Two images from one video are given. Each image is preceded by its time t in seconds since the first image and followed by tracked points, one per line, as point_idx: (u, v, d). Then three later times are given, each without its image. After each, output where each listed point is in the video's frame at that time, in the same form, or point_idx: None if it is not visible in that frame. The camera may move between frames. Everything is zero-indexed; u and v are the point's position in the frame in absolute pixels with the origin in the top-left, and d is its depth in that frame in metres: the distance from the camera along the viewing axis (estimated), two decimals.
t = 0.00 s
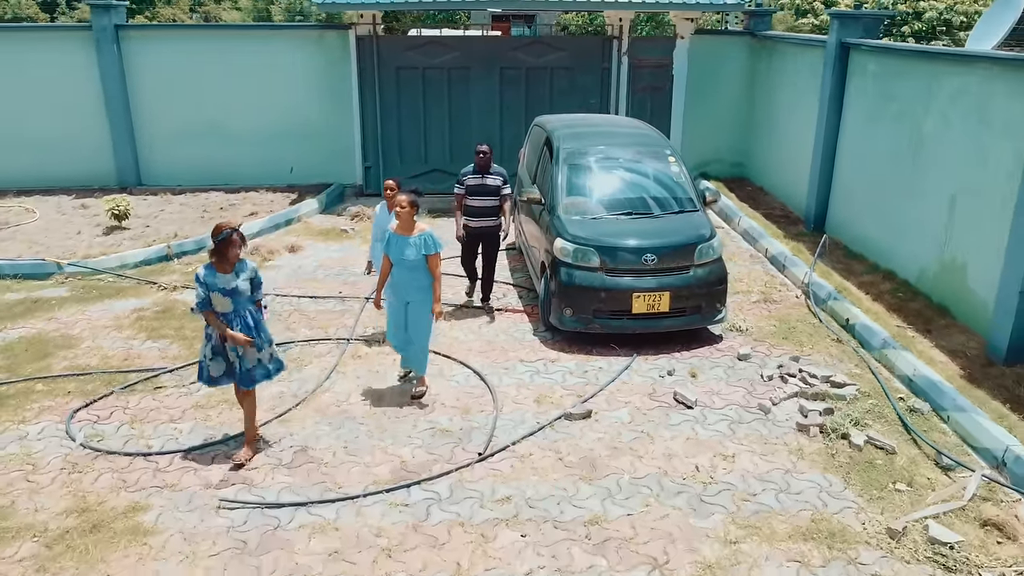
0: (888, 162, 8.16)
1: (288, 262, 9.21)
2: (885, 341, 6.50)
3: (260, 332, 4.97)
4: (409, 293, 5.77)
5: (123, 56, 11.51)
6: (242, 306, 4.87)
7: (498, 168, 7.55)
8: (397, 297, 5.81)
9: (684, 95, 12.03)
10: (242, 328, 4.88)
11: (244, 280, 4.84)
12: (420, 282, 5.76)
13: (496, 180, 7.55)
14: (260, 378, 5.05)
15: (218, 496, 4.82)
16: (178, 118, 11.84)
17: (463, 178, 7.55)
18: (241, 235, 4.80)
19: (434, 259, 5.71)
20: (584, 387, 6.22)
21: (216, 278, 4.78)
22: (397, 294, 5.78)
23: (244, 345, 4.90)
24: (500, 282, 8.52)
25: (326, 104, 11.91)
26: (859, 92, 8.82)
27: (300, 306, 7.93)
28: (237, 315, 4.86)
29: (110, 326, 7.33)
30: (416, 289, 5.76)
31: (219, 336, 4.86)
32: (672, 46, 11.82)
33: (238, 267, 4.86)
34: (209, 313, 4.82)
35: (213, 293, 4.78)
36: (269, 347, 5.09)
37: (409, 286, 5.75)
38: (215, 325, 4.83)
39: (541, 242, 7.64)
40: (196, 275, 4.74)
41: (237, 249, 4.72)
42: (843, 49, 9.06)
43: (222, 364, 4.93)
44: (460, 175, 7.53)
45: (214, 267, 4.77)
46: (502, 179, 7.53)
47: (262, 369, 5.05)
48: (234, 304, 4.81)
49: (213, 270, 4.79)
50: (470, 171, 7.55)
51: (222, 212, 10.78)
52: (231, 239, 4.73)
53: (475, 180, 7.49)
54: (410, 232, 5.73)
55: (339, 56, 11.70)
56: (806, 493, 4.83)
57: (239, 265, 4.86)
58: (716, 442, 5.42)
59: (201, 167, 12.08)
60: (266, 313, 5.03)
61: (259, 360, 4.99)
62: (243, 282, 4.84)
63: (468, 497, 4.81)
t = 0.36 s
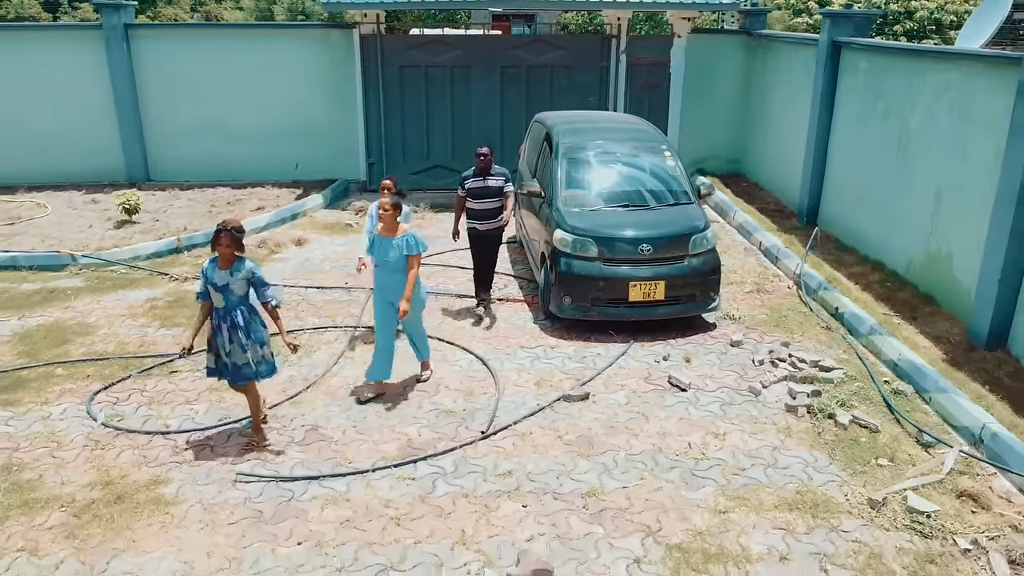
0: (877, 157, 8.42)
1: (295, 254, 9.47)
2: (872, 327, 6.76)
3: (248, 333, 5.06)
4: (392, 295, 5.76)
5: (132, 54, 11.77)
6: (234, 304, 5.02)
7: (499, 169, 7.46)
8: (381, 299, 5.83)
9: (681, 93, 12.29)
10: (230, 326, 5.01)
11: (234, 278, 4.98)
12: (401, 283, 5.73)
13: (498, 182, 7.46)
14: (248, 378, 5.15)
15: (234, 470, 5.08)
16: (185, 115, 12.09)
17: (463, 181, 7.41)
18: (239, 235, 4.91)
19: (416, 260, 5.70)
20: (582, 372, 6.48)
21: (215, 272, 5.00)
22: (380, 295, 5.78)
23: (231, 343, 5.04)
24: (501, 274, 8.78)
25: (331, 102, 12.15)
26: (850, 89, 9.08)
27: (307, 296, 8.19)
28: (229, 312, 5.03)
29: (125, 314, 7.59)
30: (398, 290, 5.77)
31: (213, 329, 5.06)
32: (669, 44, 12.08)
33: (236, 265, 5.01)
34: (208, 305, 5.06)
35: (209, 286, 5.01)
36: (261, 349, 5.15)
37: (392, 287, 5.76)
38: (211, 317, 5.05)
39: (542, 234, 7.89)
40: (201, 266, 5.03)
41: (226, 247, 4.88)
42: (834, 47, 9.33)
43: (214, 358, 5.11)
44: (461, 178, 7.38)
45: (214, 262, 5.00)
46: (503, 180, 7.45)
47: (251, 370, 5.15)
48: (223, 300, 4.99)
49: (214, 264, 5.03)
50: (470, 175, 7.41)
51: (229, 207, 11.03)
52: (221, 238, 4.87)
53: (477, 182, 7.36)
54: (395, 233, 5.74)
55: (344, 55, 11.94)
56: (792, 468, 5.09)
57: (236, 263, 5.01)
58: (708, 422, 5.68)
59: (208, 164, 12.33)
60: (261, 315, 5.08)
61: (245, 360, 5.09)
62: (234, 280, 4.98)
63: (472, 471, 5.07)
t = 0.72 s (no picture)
0: (869, 151, 8.70)
1: (303, 247, 9.74)
2: (861, 315, 7.03)
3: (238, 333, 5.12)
4: (378, 287, 5.81)
5: (142, 53, 12.04)
6: (223, 305, 5.06)
7: (500, 170, 7.41)
8: (364, 291, 5.87)
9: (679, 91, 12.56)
10: (220, 326, 5.08)
11: (221, 281, 4.99)
12: (388, 275, 5.81)
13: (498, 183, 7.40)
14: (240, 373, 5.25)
15: (252, 447, 5.35)
16: (194, 112, 12.36)
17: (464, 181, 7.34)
18: (225, 234, 4.95)
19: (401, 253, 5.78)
20: (583, 357, 6.75)
21: (204, 273, 5.04)
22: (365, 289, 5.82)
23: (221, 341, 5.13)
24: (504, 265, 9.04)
25: (337, 99, 12.40)
26: (842, 86, 9.36)
27: (317, 286, 8.46)
28: (219, 312, 5.08)
29: (142, 303, 7.86)
30: (383, 283, 5.82)
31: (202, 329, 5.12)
32: (667, 43, 12.35)
33: (223, 266, 5.02)
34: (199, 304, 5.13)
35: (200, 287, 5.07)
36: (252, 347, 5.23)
37: (377, 280, 5.81)
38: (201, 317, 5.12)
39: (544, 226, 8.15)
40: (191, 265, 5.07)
41: (211, 248, 4.90)
42: (828, 46, 9.60)
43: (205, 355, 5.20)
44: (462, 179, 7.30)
45: (204, 264, 5.04)
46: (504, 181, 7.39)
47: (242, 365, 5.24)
48: (212, 302, 5.03)
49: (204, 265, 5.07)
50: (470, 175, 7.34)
51: (238, 202, 11.29)
52: (206, 241, 4.89)
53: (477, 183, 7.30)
54: (380, 228, 5.82)
55: (349, 54, 12.18)
56: (783, 445, 5.36)
57: (224, 264, 5.02)
58: (703, 403, 5.95)
59: (216, 160, 12.59)
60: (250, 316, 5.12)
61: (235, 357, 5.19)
62: (221, 282, 5.00)
63: (479, 448, 5.34)
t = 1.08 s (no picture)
0: (863, 148, 8.95)
1: (312, 241, 9.99)
2: (854, 304, 7.29)
3: (223, 326, 5.22)
4: (369, 290, 5.83)
5: (153, 52, 12.28)
6: (209, 298, 5.16)
7: (512, 178, 7.13)
8: (356, 293, 5.88)
9: (679, 89, 12.81)
10: (206, 319, 5.18)
11: (208, 273, 5.10)
12: (380, 277, 5.83)
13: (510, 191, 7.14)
14: (220, 370, 5.30)
15: (271, 427, 5.61)
16: (204, 110, 12.60)
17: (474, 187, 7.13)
18: (210, 227, 5.06)
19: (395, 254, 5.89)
20: (586, 344, 7.00)
21: (190, 267, 5.14)
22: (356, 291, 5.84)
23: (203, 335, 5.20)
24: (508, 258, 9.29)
25: (342, 97, 12.64)
26: (837, 84, 9.61)
27: (327, 278, 8.71)
28: (205, 305, 5.19)
29: (157, 294, 8.11)
30: (375, 286, 5.83)
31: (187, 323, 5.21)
32: (667, 42, 12.61)
33: (210, 259, 5.14)
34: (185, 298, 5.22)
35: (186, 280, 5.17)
36: (233, 343, 5.29)
37: (369, 283, 5.81)
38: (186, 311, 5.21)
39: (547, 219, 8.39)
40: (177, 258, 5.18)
41: (197, 241, 5.01)
42: (823, 45, 9.86)
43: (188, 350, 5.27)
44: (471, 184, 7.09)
45: (190, 257, 5.14)
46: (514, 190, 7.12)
47: (222, 362, 5.29)
48: (198, 295, 5.13)
49: (190, 259, 5.16)
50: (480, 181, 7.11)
51: (247, 197, 11.54)
52: (192, 232, 5.01)
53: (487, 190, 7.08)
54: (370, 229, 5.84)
55: (355, 53, 12.41)
56: (778, 425, 5.61)
57: (210, 257, 5.14)
58: (701, 387, 6.20)
59: (225, 157, 12.83)
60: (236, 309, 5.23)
61: (215, 353, 5.25)
62: (210, 275, 5.11)
63: (487, 428, 5.59)
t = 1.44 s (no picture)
0: (862, 144, 9.14)
1: (322, 236, 10.18)
2: (854, 296, 7.48)
3: (232, 330, 5.20)
4: (369, 288, 5.81)
5: (163, 51, 12.47)
6: (218, 302, 5.12)
7: (518, 174, 7.06)
8: (354, 292, 5.83)
9: (681, 88, 13.01)
10: (214, 324, 5.14)
11: (217, 278, 5.06)
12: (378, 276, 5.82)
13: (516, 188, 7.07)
14: (226, 376, 5.27)
15: (290, 411, 5.80)
16: (213, 108, 12.79)
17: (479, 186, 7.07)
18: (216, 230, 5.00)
19: (393, 252, 5.82)
20: (593, 334, 7.19)
21: (197, 272, 5.08)
22: (356, 290, 5.80)
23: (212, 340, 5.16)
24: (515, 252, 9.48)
25: (349, 95, 12.83)
26: (837, 82, 9.80)
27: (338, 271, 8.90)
28: (213, 310, 5.14)
29: (173, 286, 8.31)
30: (376, 284, 5.82)
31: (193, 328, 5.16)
32: (669, 41, 12.83)
33: (218, 263, 5.09)
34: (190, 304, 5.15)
35: (193, 286, 5.10)
36: (241, 348, 5.27)
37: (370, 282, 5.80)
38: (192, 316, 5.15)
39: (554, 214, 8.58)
40: (181, 266, 5.09)
41: (205, 245, 4.96)
42: (824, 44, 10.06)
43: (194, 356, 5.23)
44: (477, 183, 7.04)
45: (197, 262, 5.08)
46: (521, 187, 7.04)
47: (229, 367, 5.26)
48: (207, 300, 5.08)
49: (196, 264, 5.09)
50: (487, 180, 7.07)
51: (256, 193, 11.73)
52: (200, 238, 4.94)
53: (493, 189, 7.03)
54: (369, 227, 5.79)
55: (362, 51, 12.62)
56: (780, 410, 5.81)
57: (218, 261, 5.10)
58: (705, 374, 6.40)
59: (234, 154, 13.02)
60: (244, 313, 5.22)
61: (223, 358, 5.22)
62: (220, 280, 5.07)
63: (499, 413, 5.78)
